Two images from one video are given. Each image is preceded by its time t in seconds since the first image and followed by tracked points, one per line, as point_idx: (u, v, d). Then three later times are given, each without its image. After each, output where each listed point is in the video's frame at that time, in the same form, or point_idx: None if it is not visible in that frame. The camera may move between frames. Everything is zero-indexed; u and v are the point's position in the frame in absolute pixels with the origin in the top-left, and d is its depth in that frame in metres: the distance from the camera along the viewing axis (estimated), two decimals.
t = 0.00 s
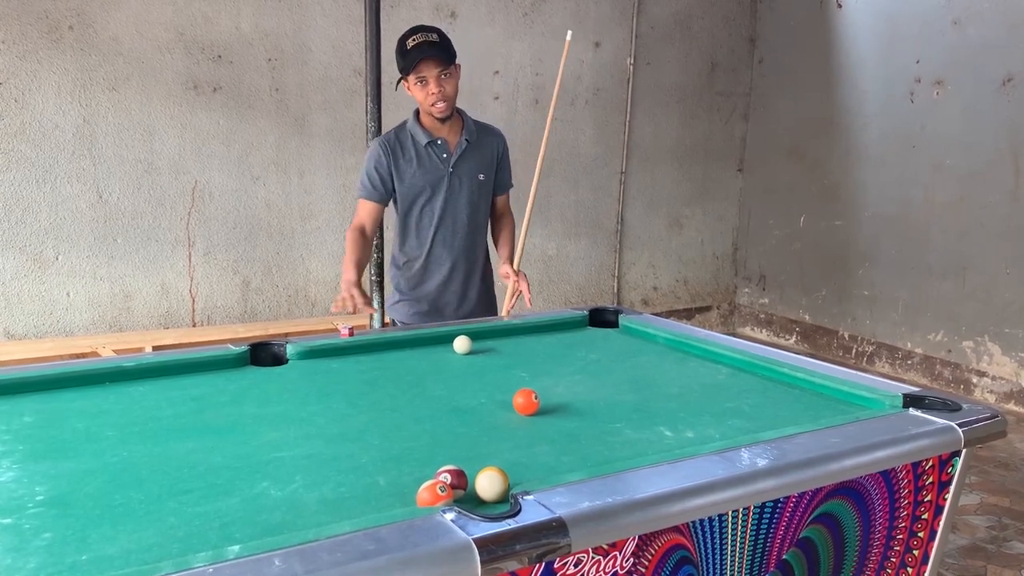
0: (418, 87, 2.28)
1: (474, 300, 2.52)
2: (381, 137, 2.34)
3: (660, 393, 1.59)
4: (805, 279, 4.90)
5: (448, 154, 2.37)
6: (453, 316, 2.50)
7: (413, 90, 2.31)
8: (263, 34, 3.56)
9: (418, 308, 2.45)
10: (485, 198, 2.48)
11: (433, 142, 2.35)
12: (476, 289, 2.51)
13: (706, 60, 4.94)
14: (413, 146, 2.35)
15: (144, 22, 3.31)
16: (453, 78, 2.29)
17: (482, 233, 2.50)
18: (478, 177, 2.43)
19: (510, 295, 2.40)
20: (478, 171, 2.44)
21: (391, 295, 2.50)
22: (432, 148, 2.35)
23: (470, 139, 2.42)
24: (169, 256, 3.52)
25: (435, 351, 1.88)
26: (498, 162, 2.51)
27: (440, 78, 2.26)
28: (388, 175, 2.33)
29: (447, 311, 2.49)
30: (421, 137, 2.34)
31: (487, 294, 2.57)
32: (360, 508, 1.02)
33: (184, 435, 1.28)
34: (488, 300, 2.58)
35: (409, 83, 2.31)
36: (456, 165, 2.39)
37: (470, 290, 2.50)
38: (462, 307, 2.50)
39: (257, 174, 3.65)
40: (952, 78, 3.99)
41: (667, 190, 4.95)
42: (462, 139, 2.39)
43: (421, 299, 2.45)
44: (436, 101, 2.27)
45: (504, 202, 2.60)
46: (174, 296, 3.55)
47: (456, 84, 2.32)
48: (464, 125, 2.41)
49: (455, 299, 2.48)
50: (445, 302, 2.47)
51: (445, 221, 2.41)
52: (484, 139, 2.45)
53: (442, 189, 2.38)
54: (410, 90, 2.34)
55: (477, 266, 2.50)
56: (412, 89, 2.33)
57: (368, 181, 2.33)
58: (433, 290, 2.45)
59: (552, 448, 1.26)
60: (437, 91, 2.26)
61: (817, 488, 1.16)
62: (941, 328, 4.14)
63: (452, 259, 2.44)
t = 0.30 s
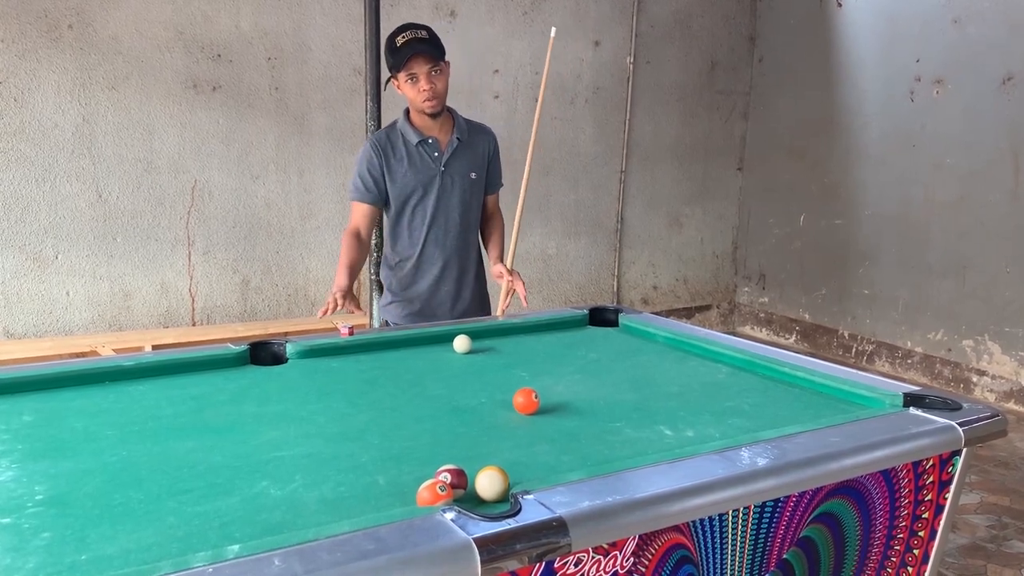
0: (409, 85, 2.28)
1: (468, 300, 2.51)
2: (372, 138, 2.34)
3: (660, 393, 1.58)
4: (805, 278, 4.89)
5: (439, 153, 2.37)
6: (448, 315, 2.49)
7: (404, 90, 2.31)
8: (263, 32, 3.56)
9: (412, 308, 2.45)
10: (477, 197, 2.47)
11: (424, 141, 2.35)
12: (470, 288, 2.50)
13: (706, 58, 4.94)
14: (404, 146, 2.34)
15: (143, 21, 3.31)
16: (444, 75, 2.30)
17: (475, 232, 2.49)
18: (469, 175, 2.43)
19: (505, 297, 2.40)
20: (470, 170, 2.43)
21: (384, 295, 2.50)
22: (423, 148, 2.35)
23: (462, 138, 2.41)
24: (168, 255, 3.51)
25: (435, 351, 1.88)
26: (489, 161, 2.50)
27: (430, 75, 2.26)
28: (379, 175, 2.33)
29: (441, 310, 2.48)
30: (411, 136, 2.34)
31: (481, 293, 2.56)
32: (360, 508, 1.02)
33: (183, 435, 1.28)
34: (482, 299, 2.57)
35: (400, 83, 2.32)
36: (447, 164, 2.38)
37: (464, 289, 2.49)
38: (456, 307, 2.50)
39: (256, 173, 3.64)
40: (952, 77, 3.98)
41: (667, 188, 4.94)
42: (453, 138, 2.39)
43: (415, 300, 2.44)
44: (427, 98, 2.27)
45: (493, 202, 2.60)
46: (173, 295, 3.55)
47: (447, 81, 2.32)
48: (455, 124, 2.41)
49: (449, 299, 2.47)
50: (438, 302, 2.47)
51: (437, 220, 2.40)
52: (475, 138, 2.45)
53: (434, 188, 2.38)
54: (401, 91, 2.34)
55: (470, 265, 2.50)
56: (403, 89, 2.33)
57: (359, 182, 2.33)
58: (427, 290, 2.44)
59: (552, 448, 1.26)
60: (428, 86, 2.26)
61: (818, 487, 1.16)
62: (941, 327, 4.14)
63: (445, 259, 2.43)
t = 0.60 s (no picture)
0: (404, 82, 2.29)
1: (463, 299, 2.51)
2: (366, 135, 2.34)
3: (660, 392, 1.58)
4: (805, 278, 4.89)
5: (434, 151, 2.37)
6: (442, 314, 2.48)
7: (399, 86, 2.31)
8: (263, 31, 3.55)
9: (406, 307, 2.45)
10: (472, 196, 2.47)
11: (419, 139, 2.35)
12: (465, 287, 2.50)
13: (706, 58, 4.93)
14: (399, 144, 2.34)
15: (143, 19, 3.31)
16: (440, 73, 2.30)
17: (470, 231, 2.49)
18: (464, 174, 2.43)
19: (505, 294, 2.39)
20: (465, 169, 2.43)
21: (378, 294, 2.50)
22: (418, 146, 2.35)
23: (457, 136, 2.41)
24: (168, 254, 3.51)
25: (435, 350, 1.87)
26: (485, 160, 2.50)
27: (425, 73, 2.27)
28: (374, 173, 2.33)
29: (435, 309, 2.48)
30: (406, 134, 2.33)
31: (476, 293, 2.56)
32: (360, 507, 1.01)
33: (183, 434, 1.28)
34: (476, 298, 2.57)
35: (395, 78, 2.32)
36: (442, 163, 2.38)
37: (459, 288, 2.49)
38: (451, 306, 2.49)
39: (256, 171, 3.64)
40: (952, 77, 3.98)
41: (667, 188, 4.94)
42: (448, 137, 2.39)
43: (408, 298, 2.44)
44: (422, 95, 2.28)
45: (489, 200, 2.60)
46: (173, 294, 3.55)
47: (444, 79, 2.32)
48: (450, 122, 2.41)
49: (443, 298, 2.47)
50: (432, 301, 2.46)
51: (432, 219, 2.40)
52: (471, 137, 2.45)
53: (428, 187, 2.38)
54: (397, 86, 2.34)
55: (464, 264, 2.49)
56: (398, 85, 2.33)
57: (354, 180, 2.33)
58: (421, 289, 2.44)
59: (552, 447, 1.26)
60: (423, 84, 2.27)
61: (818, 486, 1.16)
62: (941, 326, 4.14)
63: (439, 257, 2.43)
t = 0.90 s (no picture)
0: (407, 93, 2.26)
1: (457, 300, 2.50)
2: (360, 135, 2.33)
3: (660, 392, 1.58)
4: (805, 278, 4.90)
5: (428, 151, 2.38)
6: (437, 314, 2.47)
7: (400, 93, 2.29)
8: (263, 30, 3.55)
9: (402, 306, 2.44)
10: (466, 194, 2.48)
11: (414, 138, 2.35)
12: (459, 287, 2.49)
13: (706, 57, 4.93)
14: (393, 143, 2.34)
15: (143, 19, 3.31)
16: (443, 90, 2.30)
17: (464, 231, 2.50)
18: (458, 173, 2.44)
19: (488, 291, 2.39)
20: (459, 168, 2.44)
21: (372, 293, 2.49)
22: (412, 145, 2.35)
23: (451, 136, 2.43)
24: (168, 253, 3.51)
25: (436, 349, 1.87)
26: (478, 160, 2.51)
27: (431, 89, 2.25)
28: (369, 172, 2.32)
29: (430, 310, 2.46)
30: (401, 133, 2.34)
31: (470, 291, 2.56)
32: (360, 507, 1.01)
33: (183, 433, 1.28)
34: (470, 298, 2.57)
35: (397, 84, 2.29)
36: (437, 162, 2.39)
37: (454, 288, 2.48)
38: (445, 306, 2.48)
39: (256, 171, 3.64)
40: (952, 76, 3.98)
41: (667, 187, 4.94)
42: (442, 136, 2.40)
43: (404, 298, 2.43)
44: (425, 111, 2.28)
45: (484, 199, 2.60)
46: (173, 293, 3.55)
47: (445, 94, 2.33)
48: (444, 123, 2.42)
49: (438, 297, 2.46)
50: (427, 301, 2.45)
51: (427, 218, 2.40)
52: (464, 137, 2.46)
53: (423, 186, 2.38)
54: (395, 88, 2.31)
55: (459, 263, 2.49)
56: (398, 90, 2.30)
57: (348, 179, 2.31)
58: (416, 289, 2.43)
59: (552, 446, 1.26)
60: (428, 102, 2.26)
61: (818, 486, 1.16)
62: (941, 326, 4.14)
63: (435, 256, 2.43)
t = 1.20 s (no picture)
0: (406, 100, 2.24)
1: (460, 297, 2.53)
2: (359, 139, 2.31)
3: (660, 391, 1.58)
4: (805, 277, 4.90)
5: (428, 152, 2.37)
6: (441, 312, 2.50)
7: (399, 98, 2.27)
8: (263, 30, 3.55)
9: (407, 307, 2.45)
10: (465, 193, 2.49)
11: (413, 141, 2.34)
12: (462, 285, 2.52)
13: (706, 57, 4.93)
14: (394, 147, 2.33)
15: (143, 19, 3.31)
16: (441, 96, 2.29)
17: (464, 230, 2.51)
18: (458, 173, 2.44)
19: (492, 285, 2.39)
20: (458, 168, 2.44)
21: (375, 294, 2.50)
22: (413, 148, 2.34)
23: (449, 137, 2.42)
24: (168, 253, 3.51)
25: (435, 349, 1.88)
26: (474, 159, 2.52)
27: (430, 96, 2.24)
28: (371, 176, 2.31)
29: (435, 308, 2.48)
30: (400, 136, 2.32)
31: (471, 288, 2.58)
32: (359, 506, 1.02)
33: (183, 433, 1.28)
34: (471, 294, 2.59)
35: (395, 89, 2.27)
36: (437, 163, 2.39)
37: (457, 287, 2.51)
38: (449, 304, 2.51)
39: (256, 170, 3.64)
40: (952, 76, 3.98)
41: (667, 187, 4.94)
42: (441, 137, 2.40)
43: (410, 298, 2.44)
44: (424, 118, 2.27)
45: (482, 196, 2.62)
46: (173, 293, 3.55)
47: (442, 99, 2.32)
48: (441, 123, 2.41)
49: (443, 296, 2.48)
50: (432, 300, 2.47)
51: (430, 218, 2.41)
52: (462, 136, 2.46)
53: (425, 187, 2.38)
54: (393, 94, 2.28)
55: (460, 261, 2.52)
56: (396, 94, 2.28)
57: (350, 184, 2.29)
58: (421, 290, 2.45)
59: (551, 446, 1.26)
60: (428, 109, 2.25)
61: (816, 485, 1.16)
62: (941, 325, 4.14)
63: (439, 256, 2.44)
